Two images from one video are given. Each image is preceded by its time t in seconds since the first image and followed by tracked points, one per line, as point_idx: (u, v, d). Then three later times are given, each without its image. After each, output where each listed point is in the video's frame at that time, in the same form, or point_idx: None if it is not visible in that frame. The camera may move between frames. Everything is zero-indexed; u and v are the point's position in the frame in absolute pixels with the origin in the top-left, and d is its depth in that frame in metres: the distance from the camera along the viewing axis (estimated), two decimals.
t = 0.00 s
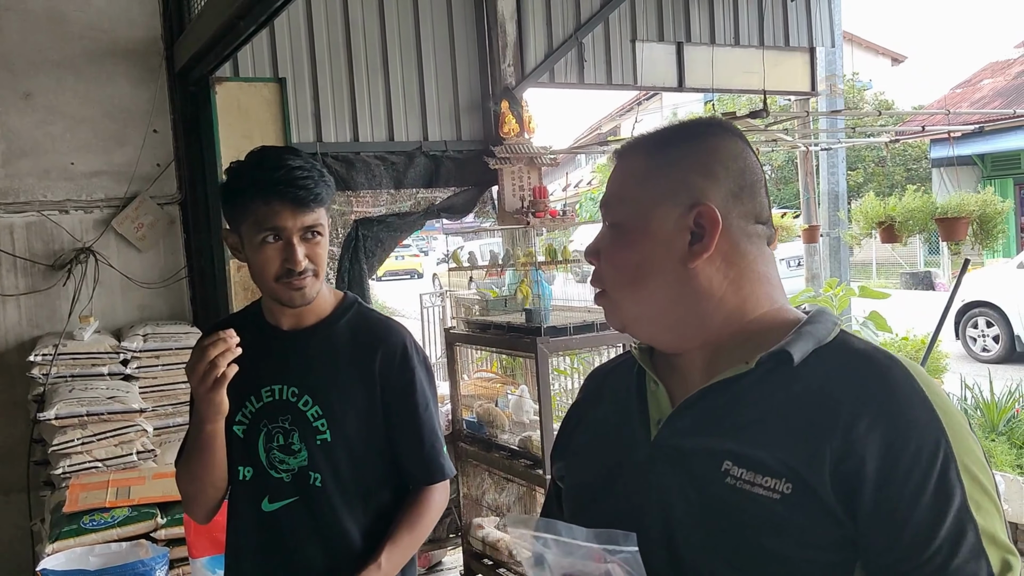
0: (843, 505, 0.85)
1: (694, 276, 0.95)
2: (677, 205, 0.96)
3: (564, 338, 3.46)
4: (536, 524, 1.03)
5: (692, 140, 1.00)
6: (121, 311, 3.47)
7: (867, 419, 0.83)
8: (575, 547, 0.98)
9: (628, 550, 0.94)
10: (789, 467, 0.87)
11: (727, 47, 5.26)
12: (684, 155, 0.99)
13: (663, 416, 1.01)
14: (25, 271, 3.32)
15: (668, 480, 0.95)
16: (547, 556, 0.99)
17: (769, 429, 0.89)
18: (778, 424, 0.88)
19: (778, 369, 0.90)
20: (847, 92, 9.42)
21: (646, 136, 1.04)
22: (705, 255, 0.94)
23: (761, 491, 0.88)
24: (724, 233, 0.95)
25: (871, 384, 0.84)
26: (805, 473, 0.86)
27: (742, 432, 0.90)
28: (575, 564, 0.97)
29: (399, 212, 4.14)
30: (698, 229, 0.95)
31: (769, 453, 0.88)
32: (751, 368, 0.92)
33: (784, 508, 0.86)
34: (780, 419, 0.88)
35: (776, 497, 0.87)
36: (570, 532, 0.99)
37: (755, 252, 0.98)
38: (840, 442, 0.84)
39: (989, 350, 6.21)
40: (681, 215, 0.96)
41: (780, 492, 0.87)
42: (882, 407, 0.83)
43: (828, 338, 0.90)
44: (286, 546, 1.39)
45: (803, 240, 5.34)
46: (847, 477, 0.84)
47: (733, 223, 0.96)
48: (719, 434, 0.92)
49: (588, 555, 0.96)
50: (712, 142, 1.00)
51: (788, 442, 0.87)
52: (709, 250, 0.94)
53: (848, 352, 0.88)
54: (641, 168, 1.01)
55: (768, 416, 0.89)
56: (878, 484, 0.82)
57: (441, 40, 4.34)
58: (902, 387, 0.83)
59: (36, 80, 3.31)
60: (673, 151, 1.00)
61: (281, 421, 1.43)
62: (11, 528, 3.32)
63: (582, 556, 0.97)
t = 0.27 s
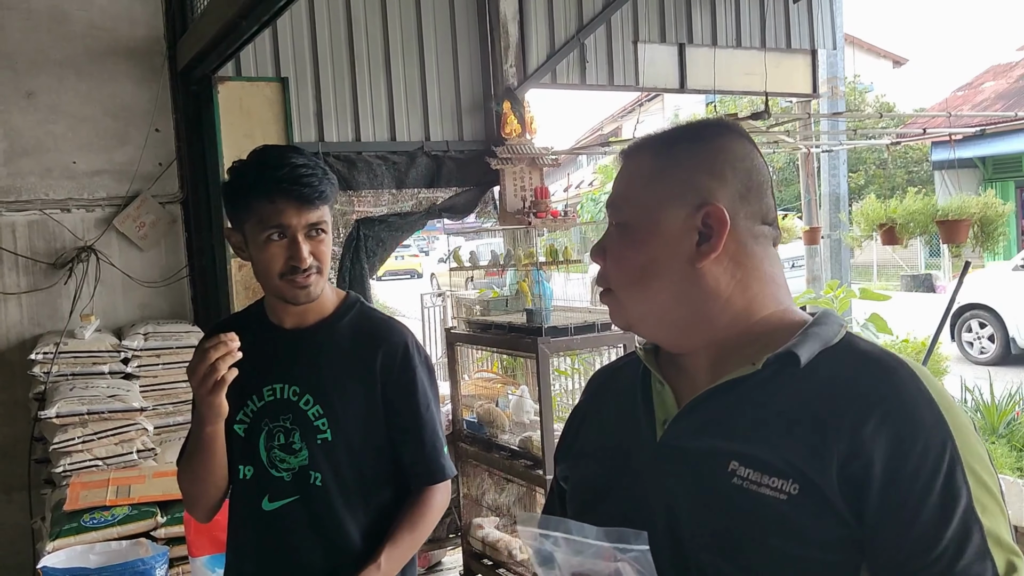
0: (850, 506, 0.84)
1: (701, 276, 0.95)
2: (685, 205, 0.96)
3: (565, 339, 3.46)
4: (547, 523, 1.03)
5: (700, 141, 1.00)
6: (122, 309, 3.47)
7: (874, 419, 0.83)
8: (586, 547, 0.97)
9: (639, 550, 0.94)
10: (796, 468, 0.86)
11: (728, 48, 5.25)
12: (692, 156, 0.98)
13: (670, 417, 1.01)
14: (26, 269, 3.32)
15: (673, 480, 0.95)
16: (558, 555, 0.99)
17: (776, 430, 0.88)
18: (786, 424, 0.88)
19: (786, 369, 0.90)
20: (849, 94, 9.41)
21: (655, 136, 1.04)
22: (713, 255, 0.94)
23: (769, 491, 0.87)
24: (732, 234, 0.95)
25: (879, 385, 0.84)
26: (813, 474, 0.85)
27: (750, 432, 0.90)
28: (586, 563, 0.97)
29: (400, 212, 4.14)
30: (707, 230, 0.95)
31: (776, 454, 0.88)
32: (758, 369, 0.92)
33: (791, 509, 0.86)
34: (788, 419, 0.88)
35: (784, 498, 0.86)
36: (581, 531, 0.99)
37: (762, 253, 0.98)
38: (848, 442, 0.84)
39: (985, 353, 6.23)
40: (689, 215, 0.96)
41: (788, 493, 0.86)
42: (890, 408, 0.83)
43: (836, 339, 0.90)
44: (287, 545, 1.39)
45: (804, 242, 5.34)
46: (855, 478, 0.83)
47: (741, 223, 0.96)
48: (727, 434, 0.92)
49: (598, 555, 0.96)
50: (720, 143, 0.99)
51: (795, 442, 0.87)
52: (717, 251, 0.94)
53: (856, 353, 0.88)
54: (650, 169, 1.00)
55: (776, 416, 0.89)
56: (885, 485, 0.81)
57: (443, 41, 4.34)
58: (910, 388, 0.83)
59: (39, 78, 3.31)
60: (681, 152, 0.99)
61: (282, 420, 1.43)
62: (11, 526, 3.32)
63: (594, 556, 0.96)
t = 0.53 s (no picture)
0: (847, 505, 0.85)
1: (707, 295, 0.96)
2: (677, 229, 0.96)
3: (565, 339, 3.47)
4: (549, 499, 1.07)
5: (668, 161, 1.00)
6: (125, 308, 3.49)
7: (872, 420, 0.84)
8: (584, 525, 1.01)
9: (636, 529, 0.96)
10: (795, 468, 0.88)
11: (731, 50, 5.26)
12: (669, 181, 0.98)
13: (671, 420, 1.02)
14: (30, 267, 3.34)
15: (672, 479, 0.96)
16: (558, 531, 1.03)
17: (776, 431, 0.90)
18: (786, 425, 0.89)
19: (789, 371, 0.91)
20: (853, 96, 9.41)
21: (622, 165, 1.02)
22: (715, 272, 0.95)
23: (770, 491, 0.89)
24: (727, 246, 0.97)
25: (876, 386, 0.85)
26: (811, 474, 0.87)
27: (751, 433, 0.91)
28: (585, 539, 1.00)
29: (402, 212, 4.16)
30: (704, 250, 0.96)
31: (776, 455, 0.89)
32: (761, 371, 0.93)
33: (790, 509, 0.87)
34: (788, 420, 0.89)
35: (785, 498, 0.88)
36: (580, 508, 1.03)
37: (755, 256, 1.00)
38: (846, 443, 0.85)
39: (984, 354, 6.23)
40: (683, 240, 0.96)
41: (788, 493, 0.88)
42: (887, 409, 0.84)
43: (837, 342, 0.92)
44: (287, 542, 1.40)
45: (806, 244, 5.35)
46: (853, 478, 0.85)
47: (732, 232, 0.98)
48: (728, 435, 0.93)
49: (596, 532, 0.99)
50: (690, 159, 1.00)
51: (794, 443, 0.88)
52: (718, 268, 0.95)
53: (855, 355, 0.89)
54: (631, 201, 0.99)
55: (776, 417, 0.90)
56: (882, 485, 0.82)
57: (446, 42, 4.36)
58: (908, 389, 0.84)
59: (44, 77, 3.33)
60: (656, 179, 0.99)
61: (279, 420, 1.45)
62: (13, 523, 3.34)
63: (592, 534, 1.00)
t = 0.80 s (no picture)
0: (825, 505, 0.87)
1: (691, 284, 0.98)
2: (672, 214, 0.98)
3: (567, 338, 3.48)
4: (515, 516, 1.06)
5: (682, 149, 1.02)
6: (132, 305, 3.52)
7: (851, 420, 0.86)
8: (553, 538, 1.01)
9: (604, 543, 0.97)
10: (774, 467, 0.89)
11: (737, 50, 5.27)
12: (676, 165, 1.00)
13: (659, 417, 1.03)
14: (38, 264, 3.37)
15: (662, 476, 0.97)
16: (527, 547, 1.02)
17: (756, 430, 0.91)
18: (767, 425, 0.91)
19: (769, 371, 0.93)
20: (860, 96, 9.38)
21: (636, 145, 1.05)
22: (701, 263, 0.97)
23: (749, 490, 0.90)
24: (719, 240, 0.98)
25: (857, 387, 0.87)
26: (791, 473, 0.88)
27: (733, 433, 0.93)
28: (553, 554, 1.00)
29: (407, 212, 4.16)
30: (694, 238, 0.97)
31: (756, 453, 0.91)
32: (742, 371, 0.95)
33: (768, 507, 0.89)
34: (769, 419, 0.91)
35: (763, 497, 0.89)
36: (549, 523, 1.03)
37: (749, 256, 1.01)
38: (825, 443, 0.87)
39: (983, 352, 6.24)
40: (676, 224, 0.98)
41: (766, 492, 0.89)
42: (867, 410, 0.85)
43: (821, 343, 0.93)
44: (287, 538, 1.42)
45: (811, 244, 5.35)
46: (830, 478, 0.86)
47: (726, 229, 0.99)
48: (711, 433, 0.94)
49: (565, 546, 1.00)
50: (702, 150, 1.02)
51: (774, 442, 0.90)
52: (705, 259, 0.97)
53: (838, 356, 0.91)
54: (634, 180, 1.02)
55: (757, 416, 0.92)
56: (858, 485, 0.84)
57: (453, 41, 4.38)
58: (887, 391, 0.85)
59: (52, 76, 3.36)
60: (663, 162, 1.01)
61: (279, 416, 1.47)
62: (19, 517, 3.37)
63: (561, 547, 1.00)
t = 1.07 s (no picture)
0: (814, 500, 0.88)
1: (686, 278, 0.99)
2: (668, 209, 0.99)
3: (571, 336, 3.49)
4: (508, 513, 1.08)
5: (679, 144, 1.03)
6: (139, 301, 3.55)
7: (841, 416, 0.86)
8: (544, 534, 1.02)
9: (593, 539, 0.99)
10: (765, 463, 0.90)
11: (743, 49, 5.26)
12: (672, 161, 1.01)
13: (654, 412, 1.04)
14: (46, 261, 3.40)
15: (660, 472, 0.98)
16: (517, 543, 1.04)
17: (748, 425, 0.92)
18: (759, 420, 0.92)
19: (762, 368, 0.94)
20: (868, 95, 9.35)
21: (635, 141, 1.06)
22: (696, 257, 0.98)
23: (739, 486, 0.91)
24: (714, 234, 0.99)
25: (848, 384, 0.88)
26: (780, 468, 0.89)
27: (726, 428, 0.93)
28: (544, 549, 1.01)
29: (413, 209, 4.17)
30: (690, 233, 0.98)
31: (747, 449, 0.91)
32: (737, 368, 0.95)
33: (757, 502, 0.90)
34: (760, 415, 0.92)
35: (753, 492, 0.90)
36: (540, 519, 1.05)
37: (744, 251, 1.01)
38: (814, 439, 0.87)
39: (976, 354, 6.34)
40: (672, 219, 0.99)
41: (756, 488, 0.90)
42: (856, 407, 0.86)
43: (812, 340, 0.93)
44: (289, 532, 1.43)
45: (818, 243, 5.35)
46: (819, 474, 0.87)
47: (722, 223, 1.00)
48: (705, 428, 0.95)
49: (555, 541, 1.01)
50: (700, 146, 1.02)
51: (765, 438, 0.91)
52: (699, 253, 0.98)
53: (829, 353, 0.92)
54: (631, 175, 1.03)
55: (749, 412, 0.93)
56: (847, 481, 0.85)
57: (459, 40, 4.39)
58: (877, 387, 0.86)
59: (61, 74, 3.39)
60: (660, 157, 1.02)
61: (279, 411, 1.47)
62: (27, 511, 3.40)
63: (553, 542, 1.01)
